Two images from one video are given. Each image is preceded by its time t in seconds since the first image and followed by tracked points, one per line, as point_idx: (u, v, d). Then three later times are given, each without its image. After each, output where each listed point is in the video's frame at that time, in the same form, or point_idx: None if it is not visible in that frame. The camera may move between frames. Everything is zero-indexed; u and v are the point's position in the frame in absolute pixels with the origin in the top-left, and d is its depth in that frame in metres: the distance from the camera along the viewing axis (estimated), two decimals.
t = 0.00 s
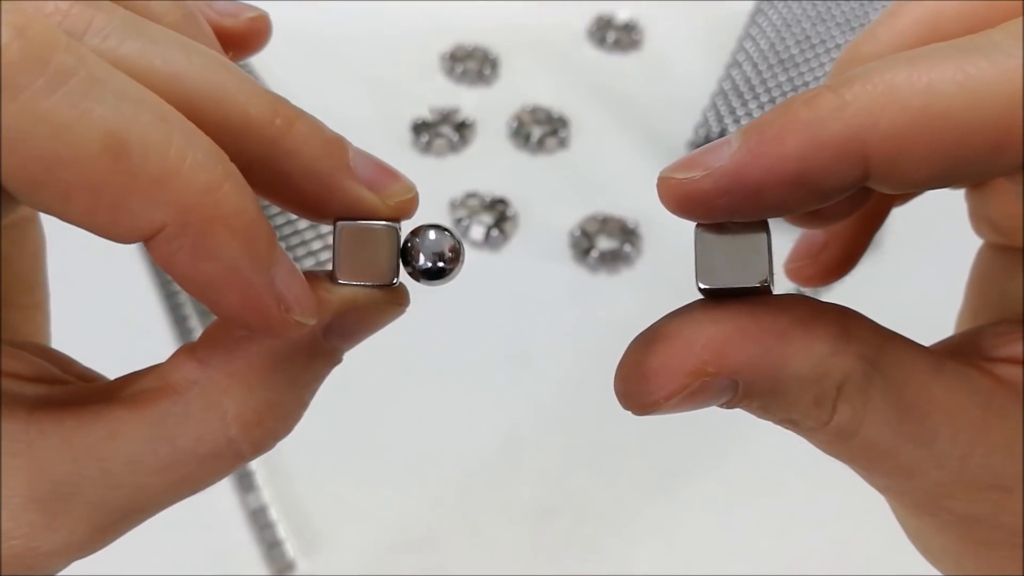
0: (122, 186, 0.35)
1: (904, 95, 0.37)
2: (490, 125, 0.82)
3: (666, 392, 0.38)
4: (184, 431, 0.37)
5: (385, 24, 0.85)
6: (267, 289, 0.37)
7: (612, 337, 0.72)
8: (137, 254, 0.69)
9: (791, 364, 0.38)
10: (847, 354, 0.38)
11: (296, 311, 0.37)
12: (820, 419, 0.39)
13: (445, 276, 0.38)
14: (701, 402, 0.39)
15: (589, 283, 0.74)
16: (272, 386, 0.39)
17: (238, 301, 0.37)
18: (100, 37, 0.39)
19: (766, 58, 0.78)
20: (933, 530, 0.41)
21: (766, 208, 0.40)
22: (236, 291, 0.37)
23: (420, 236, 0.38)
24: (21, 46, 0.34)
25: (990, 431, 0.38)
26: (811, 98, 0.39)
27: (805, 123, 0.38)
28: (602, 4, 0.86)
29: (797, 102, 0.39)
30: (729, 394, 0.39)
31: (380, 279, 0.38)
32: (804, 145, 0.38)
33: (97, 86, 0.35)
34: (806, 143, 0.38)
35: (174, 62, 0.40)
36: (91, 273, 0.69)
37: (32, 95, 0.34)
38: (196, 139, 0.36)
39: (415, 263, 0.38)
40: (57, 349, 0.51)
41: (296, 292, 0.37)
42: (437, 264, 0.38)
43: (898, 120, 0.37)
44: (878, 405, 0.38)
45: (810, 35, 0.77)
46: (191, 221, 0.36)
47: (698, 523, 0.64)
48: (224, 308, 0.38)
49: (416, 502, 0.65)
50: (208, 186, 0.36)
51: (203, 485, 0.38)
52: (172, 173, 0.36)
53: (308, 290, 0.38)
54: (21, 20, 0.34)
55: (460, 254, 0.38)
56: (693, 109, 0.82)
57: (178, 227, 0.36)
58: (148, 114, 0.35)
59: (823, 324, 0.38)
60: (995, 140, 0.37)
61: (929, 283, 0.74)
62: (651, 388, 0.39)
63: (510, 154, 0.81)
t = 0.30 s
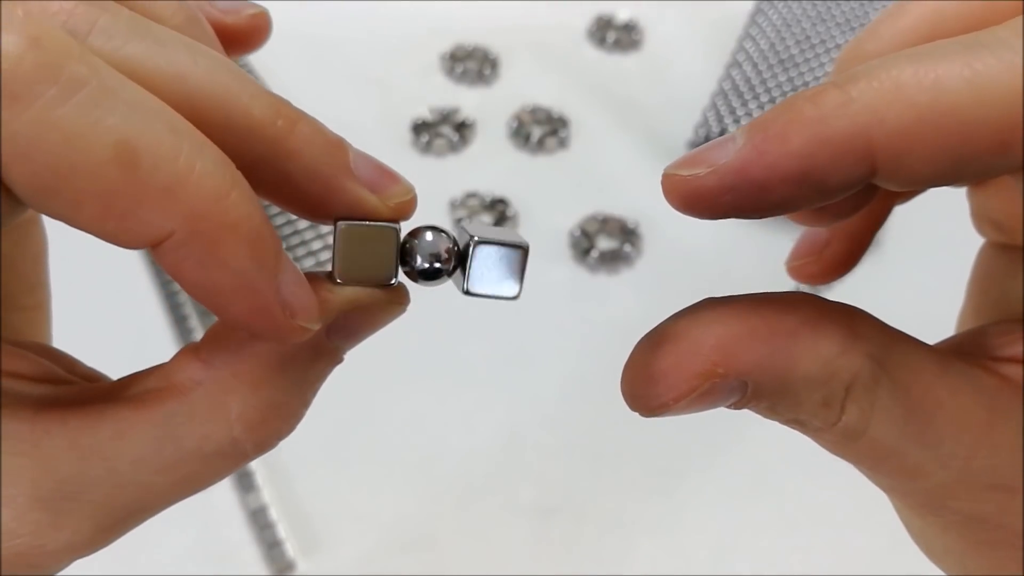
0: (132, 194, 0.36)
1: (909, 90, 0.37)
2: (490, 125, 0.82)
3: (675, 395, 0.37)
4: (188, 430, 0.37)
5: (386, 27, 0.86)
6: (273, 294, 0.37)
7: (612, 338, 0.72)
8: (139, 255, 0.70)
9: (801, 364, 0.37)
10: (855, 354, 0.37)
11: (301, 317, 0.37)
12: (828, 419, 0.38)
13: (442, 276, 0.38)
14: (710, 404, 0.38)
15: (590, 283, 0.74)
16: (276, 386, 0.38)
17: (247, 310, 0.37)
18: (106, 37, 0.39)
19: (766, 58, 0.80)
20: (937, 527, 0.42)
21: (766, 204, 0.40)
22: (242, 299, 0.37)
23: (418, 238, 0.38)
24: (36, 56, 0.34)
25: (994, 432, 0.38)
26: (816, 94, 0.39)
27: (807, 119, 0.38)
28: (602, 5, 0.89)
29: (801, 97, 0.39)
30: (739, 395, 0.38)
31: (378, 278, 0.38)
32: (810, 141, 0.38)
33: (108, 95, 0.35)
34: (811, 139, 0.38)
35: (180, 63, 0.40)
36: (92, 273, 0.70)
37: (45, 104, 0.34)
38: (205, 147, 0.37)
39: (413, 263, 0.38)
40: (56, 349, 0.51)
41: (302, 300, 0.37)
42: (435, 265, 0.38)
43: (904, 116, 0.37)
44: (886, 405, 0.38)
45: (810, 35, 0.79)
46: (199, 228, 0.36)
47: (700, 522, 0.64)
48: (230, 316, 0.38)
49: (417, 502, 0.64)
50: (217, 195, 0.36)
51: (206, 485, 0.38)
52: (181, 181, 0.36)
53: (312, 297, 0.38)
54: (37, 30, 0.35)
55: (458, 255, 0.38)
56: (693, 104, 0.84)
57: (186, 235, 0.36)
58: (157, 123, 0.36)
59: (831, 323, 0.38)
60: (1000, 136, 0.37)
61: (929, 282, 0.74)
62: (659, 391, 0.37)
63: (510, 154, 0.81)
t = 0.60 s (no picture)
0: (131, 190, 0.36)
1: (908, 90, 0.37)
2: (490, 125, 0.82)
3: (677, 382, 0.37)
4: (186, 425, 0.37)
5: (385, 26, 0.86)
6: (270, 292, 0.37)
7: (612, 338, 0.72)
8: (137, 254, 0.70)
9: (803, 355, 0.38)
10: (857, 345, 0.38)
11: (298, 313, 0.37)
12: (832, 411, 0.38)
13: (437, 269, 0.37)
14: (713, 394, 0.38)
15: (589, 284, 0.75)
16: (273, 382, 0.38)
17: (242, 307, 0.37)
18: (99, 33, 0.39)
19: (766, 58, 0.80)
20: (940, 521, 0.41)
21: (768, 204, 0.40)
22: (240, 295, 0.37)
23: (412, 230, 0.37)
24: (32, 51, 0.34)
25: (997, 425, 0.38)
26: (816, 95, 0.39)
27: (809, 119, 0.38)
28: (602, 6, 0.89)
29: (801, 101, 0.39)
30: (743, 384, 0.38)
31: (373, 274, 0.37)
32: (812, 141, 0.38)
33: (107, 92, 0.35)
34: (812, 140, 0.38)
35: (176, 60, 0.40)
36: (92, 273, 0.70)
37: (43, 101, 0.34)
38: (204, 145, 0.37)
39: (407, 256, 0.37)
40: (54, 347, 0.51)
41: (299, 296, 0.37)
42: (429, 257, 0.37)
43: (905, 114, 0.37)
44: (889, 397, 0.38)
45: (810, 35, 0.79)
46: (197, 225, 0.36)
47: (700, 522, 0.64)
48: (228, 314, 0.38)
49: (416, 502, 0.64)
50: (215, 192, 0.36)
51: (206, 480, 0.39)
52: (179, 179, 0.36)
53: (309, 292, 0.38)
54: (32, 25, 0.34)
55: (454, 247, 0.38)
56: (693, 104, 0.85)
57: (184, 231, 0.37)
58: (157, 120, 0.36)
59: (833, 315, 0.38)
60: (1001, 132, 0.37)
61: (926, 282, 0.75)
62: (664, 378, 0.38)
63: (509, 154, 0.81)
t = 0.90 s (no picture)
0: (118, 189, 0.35)
1: (871, 87, 0.37)
2: (490, 125, 0.82)
3: (673, 343, 0.39)
4: (178, 424, 0.37)
5: (385, 28, 0.86)
6: (260, 291, 0.37)
7: (612, 338, 0.72)
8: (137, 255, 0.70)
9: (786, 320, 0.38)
10: (839, 312, 0.38)
11: (290, 312, 0.37)
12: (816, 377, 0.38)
13: (431, 268, 0.37)
14: (708, 354, 0.40)
15: (590, 284, 0.75)
16: (265, 380, 0.39)
17: (232, 304, 0.37)
18: (87, 28, 0.39)
19: (766, 58, 0.80)
20: (941, 500, 0.39)
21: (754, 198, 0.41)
22: (230, 294, 0.37)
23: (407, 228, 0.37)
24: (19, 49, 0.34)
25: (974, 388, 0.36)
26: (792, 97, 0.39)
27: (778, 118, 0.39)
28: (602, 6, 0.89)
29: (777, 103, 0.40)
30: (735, 348, 0.39)
31: (366, 272, 0.37)
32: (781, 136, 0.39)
33: (94, 89, 0.35)
34: (790, 138, 0.38)
35: (165, 57, 0.40)
36: (91, 273, 0.69)
37: (28, 98, 0.34)
38: (193, 142, 0.37)
39: (401, 255, 0.37)
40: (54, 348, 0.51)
41: (290, 295, 0.37)
42: (423, 256, 0.37)
43: (869, 112, 0.37)
44: (867, 362, 0.37)
45: (810, 35, 0.79)
46: (186, 223, 0.36)
47: (700, 522, 0.64)
48: (219, 311, 0.38)
49: (416, 502, 0.64)
50: (203, 190, 0.36)
51: (198, 479, 0.39)
52: (167, 177, 0.36)
53: (300, 289, 0.38)
54: (19, 22, 0.34)
55: (449, 246, 0.37)
56: (693, 104, 0.84)
57: (173, 229, 0.36)
58: (146, 117, 0.36)
59: (818, 284, 0.38)
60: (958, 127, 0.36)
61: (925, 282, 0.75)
62: (660, 338, 0.40)
63: (510, 154, 0.81)
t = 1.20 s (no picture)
0: (91, 183, 0.35)
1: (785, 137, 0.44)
2: (490, 126, 0.82)
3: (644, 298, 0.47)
4: (158, 425, 0.36)
5: (386, 28, 0.87)
6: (239, 286, 0.36)
7: (613, 337, 0.72)
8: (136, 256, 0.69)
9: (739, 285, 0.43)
10: (778, 270, 0.42)
11: (269, 309, 0.36)
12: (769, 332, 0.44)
13: (416, 263, 0.37)
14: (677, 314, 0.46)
15: (590, 284, 0.74)
16: (247, 378, 0.39)
17: (212, 302, 0.37)
18: (61, 21, 0.39)
19: (767, 58, 0.82)
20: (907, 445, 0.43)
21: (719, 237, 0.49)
22: (208, 291, 0.37)
23: (390, 221, 0.36)
24: None
25: (886, 328, 0.40)
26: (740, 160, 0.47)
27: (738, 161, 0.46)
28: (602, 6, 0.90)
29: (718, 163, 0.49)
30: (702, 309, 0.46)
31: (349, 267, 0.37)
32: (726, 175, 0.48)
33: (64, 83, 0.34)
34: (712, 216, 0.49)
35: (140, 49, 0.40)
36: (90, 274, 0.69)
37: None
38: (168, 136, 0.36)
39: (385, 249, 0.36)
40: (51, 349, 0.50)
41: (270, 291, 0.36)
42: (408, 249, 0.36)
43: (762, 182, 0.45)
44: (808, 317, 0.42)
45: (810, 35, 0.82)
46: (161, 217, 0.36)
47: (701, 522, 0.64)
48: (197, 306, 0.37)
49: (416, 502, 0.64)
50: (177, 184, 0.36)
51: (183, 480, 0.38)
52: (141, 170, 0.35)
53: (281, 286, 0.37)
54: None
55: (433, 241, 0.37)
56: (693, 104, 0.85)
57: (147, 223, 0.36)
58: (119, 111, 0.35)
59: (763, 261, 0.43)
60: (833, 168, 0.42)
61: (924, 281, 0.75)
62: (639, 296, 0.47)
63: (510, 154, 0.80)
